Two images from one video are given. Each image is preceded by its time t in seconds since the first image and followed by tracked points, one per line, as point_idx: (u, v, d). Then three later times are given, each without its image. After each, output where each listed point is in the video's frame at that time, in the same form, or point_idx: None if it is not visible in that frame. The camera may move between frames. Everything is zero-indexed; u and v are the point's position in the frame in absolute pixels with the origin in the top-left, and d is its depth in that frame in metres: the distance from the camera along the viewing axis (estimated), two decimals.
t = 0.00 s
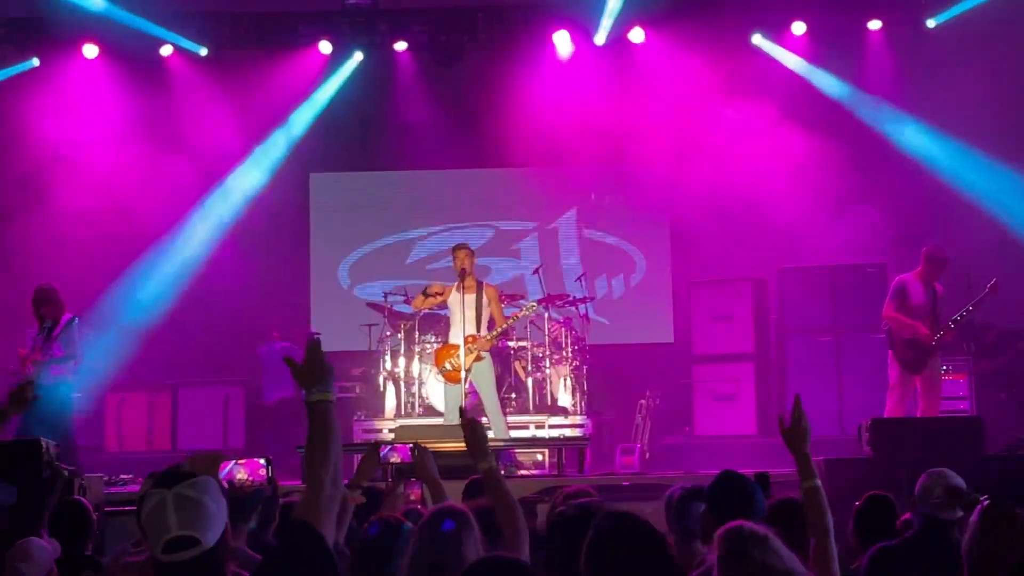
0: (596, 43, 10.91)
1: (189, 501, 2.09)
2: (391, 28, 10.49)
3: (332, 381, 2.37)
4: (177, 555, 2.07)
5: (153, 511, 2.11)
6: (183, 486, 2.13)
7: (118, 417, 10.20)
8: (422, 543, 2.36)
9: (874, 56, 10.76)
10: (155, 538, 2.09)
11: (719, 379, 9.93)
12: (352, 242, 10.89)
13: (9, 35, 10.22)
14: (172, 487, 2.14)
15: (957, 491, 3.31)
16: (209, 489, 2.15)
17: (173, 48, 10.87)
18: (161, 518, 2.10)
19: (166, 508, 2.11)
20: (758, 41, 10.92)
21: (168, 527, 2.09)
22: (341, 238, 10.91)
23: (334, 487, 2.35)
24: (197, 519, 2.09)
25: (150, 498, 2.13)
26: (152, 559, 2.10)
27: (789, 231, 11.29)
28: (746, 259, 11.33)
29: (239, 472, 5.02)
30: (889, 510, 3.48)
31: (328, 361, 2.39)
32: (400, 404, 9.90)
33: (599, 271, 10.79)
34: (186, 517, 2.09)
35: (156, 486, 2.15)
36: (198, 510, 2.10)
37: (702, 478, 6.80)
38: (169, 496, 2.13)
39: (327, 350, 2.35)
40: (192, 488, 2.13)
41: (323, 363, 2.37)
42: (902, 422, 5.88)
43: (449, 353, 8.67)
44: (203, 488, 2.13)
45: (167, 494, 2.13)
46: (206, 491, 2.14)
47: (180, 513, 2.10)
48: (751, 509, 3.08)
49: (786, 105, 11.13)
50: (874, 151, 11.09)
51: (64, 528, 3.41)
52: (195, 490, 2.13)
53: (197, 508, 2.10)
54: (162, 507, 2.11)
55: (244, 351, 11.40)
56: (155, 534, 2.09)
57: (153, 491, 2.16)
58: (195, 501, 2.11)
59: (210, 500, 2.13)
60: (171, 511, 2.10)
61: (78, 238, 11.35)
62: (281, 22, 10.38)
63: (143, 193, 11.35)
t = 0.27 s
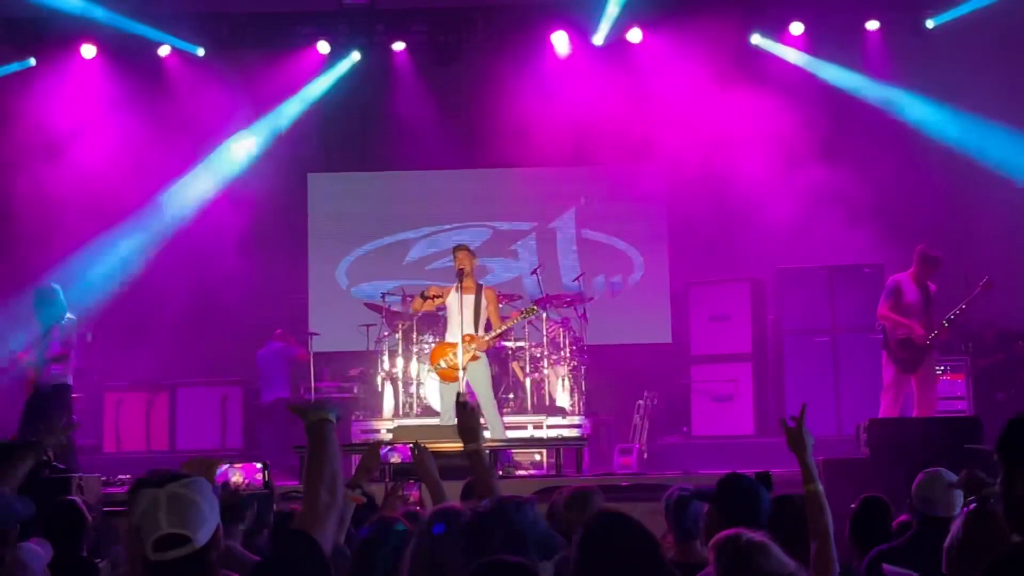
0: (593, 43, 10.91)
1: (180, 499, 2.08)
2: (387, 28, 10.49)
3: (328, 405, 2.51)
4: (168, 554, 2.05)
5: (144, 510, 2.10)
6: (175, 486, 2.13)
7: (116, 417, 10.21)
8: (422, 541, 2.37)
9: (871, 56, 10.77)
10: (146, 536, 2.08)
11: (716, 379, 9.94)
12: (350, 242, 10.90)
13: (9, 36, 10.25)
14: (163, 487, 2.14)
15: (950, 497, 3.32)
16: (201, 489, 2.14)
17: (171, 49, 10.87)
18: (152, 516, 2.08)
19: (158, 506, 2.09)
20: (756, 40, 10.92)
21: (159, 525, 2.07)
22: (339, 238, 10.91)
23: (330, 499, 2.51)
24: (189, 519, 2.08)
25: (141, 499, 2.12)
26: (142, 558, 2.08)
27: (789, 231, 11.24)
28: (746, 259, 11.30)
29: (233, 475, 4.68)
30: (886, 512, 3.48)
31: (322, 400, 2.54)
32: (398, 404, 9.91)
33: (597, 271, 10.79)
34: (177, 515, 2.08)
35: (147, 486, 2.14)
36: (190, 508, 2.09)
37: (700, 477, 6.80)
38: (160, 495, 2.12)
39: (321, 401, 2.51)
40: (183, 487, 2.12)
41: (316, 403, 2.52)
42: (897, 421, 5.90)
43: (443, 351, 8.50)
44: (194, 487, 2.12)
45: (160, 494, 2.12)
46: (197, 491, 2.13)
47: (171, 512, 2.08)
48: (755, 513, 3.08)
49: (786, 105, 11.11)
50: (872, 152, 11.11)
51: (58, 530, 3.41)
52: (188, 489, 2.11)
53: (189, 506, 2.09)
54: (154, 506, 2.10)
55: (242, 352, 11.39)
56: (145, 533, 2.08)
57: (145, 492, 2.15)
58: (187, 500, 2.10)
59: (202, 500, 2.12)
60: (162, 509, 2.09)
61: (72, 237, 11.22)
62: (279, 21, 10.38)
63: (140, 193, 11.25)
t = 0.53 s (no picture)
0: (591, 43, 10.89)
1: (179, 497, 2.04)
2: (384, 29, 10.47)
3: (311, 378, 2.26)
4: (167, 554, 2.00)
5: (143, 510, 2.06)
6: (174, 485, 2.09)
7: (113, 418, 10.20)
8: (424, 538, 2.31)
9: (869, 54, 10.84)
10: (144, 536, 2.02)
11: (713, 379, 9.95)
12: (347, 242, 10.89)
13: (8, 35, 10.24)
14: (162, 487, 2.10)
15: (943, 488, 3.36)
16: (200, 489, 2.10)
17: (167, 50, 10.97)
18: (151, 515, 2.04)
19: (156, 505, 2.05)
20: (755, 40, 10.85)
21: (158, 524, 2.02)
22: (336, 239, 10.90)
23: (324, 490, 2.32)
24: (187, 517, 2.03)
25: (139, 499, 2.09)
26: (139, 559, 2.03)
27: (786, 231, 11.22)
28: (743, 259, 11.27)
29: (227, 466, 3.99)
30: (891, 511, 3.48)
31: (303, 351, 2.27)
32: (395, 404, 9.91)
33: (594, 271, 10.79)
34: (177, 512, 2.03)
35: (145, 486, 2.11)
36: (188, 506, 2.05)
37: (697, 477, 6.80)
38: (159, 494, 2.08)
39: (303, 336, 2.22)
40: (182, 486, 2.09)
41: (298, 356, 2.25)
42: (894, 422, 5.91)
43: (442, 351, 8.53)
44: (193, 486, 2.09)
45: (157, 494, 2.08)
46: (196, 491, 2.10)
47: (170, 509, 2.04)
48: (752, 513, 3.10)
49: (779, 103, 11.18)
50: (870, 153, 11.12)
51: (52, 531, 3.39)
52: (187, 489, 2.08)
53: (188, 504, 2.05)
54: (153, 504, 2.06)
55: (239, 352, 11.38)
56: (143, 531, 2.03)
57: (142, 494, 2.11)
58: (187, 498, 2.06)
59: (201, 499, 2.08)
60: (161, 509, 2.05)
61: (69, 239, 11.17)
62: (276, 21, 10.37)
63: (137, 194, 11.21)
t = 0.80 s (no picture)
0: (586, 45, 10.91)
1: (173, 497, 2.13)
2: (379, 31, 10.47)
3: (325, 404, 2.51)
4: (156, 551, 2.08)
5: (137, 508, 2.15)
6: (168, 485, 2.18)
7: (108, 419, 10.18)
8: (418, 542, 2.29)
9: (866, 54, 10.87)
10: (136, 533, 2.11)
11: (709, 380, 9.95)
12: (343, 243, 10.90)
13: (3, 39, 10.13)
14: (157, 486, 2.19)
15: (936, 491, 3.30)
16: (194, 490, 2.19)
17: (163, 51, 10.78)
18: (144, 513, 2.13)
19: (150, 504, 2.14)
20: (750, 40, 10.89)
21: (150, 522, 2.11)
22: (332, 240, 10.90)
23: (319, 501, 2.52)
24: (180, 516, 2.11)
25: (134, 497, 2.17)
26: (133, 554, 2.12)
27: (781, 233, 11.21)
28: (738, 261, 11.25)
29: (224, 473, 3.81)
30: (886, 518, 3.48)
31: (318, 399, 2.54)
32: (390, 405, 9.90)
33: (590, 271, 10.81)
34: (169, 513, 2.12)
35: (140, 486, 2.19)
36: (181, 506, 2.13)
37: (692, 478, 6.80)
38: (152, 493, 2.17)
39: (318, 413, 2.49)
40: (177, 486, 2.18)
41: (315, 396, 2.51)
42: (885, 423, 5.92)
43: (439, 353, 8.54)
44: (187, 487, 2.17)
45: (151, 492, 2.17)
46: (190, 491, 2.18)
47: (163, 508, 2.13)
48: (741, 516, 3.10)
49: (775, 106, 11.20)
50: (865, 154, 11.13)
51: (45, 531, 3.38)
52: (181, 489, 2.17)
53: (181, 504, 2.13)
54: (146, 504, 2.15)
55: (234, 354, 11.36)
56: (137, 529, 2.12)
57: (137, 492, 2.20)
58: (180, 498, 2.15)
59: (194, 499, 2.17)
60: (154, 507, 2.14)
61: (65, 240, 11.21)
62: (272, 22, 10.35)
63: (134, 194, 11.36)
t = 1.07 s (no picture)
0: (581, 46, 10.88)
1: (173, 499, 2.08)
2: (375, 33, 10.43)
3: (309, 389, 2.25)
4: (156, 553, 2.05)
5: (136, 508, 2.10)
6: (169, 485, 2.12)
7: (103, 421, 10.17)
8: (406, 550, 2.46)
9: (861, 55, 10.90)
10: (135, 533, 2.07)
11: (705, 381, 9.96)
12: (338, 244, 10.89)
13: None
14: (157, 486, 2.13)
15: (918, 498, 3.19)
16: (194, 490, 2.14)
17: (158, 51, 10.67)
18: (143, 514, 2.08)
19: (149, 504, 2.09)
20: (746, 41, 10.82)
21: (149, 523, 2.07)
22: (327, 242, 10.89)
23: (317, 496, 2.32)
24: (180, 518, 2.07)
25: (134, 497, 2.12)
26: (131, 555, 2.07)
27: (777, 233, 11.25)
28: (734, 261, 11.29)
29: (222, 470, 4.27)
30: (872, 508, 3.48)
31: (300, 366, 2.25)
32: (386, 406, 9.91)
33: (586, 272, 10.82)
34: (169, 514, 2.07)
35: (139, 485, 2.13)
36: (182, 507, 2.09)
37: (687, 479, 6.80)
38: (152, 493, 2.11)
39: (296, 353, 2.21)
40: (177, 487, 2.12)
41: (296, 371, 2.24)
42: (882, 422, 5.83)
43: (437, 355, 8.49)
44: (188, 488, 2.11)
45: (151, 492, 2.11)
46: (191, 492, 2.12)
47: (163, 510, 2.08)
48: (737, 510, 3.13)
49: (770, 105, 11.15)
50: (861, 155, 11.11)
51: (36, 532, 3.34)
52: (182, 488, 2.11)
53: (181, 505, 2.08)
54: (145, 505, 2.09)
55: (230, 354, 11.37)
56: (136, 529, 2.07)
57: (138, 491, 2.15)
58: (180, 500, 2.09)
59: (195, 500, 2.11)
60: (154, 507, 2.09)
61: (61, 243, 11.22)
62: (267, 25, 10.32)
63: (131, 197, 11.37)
